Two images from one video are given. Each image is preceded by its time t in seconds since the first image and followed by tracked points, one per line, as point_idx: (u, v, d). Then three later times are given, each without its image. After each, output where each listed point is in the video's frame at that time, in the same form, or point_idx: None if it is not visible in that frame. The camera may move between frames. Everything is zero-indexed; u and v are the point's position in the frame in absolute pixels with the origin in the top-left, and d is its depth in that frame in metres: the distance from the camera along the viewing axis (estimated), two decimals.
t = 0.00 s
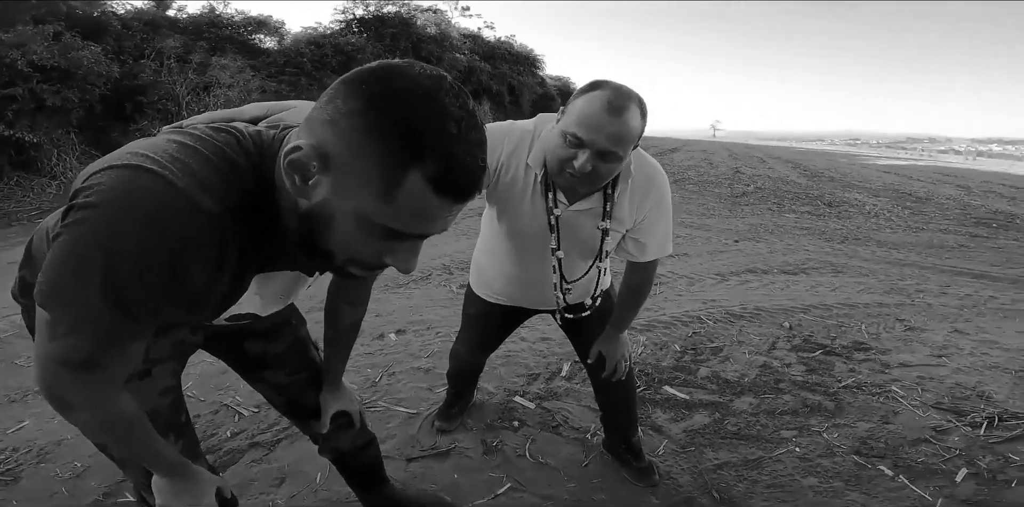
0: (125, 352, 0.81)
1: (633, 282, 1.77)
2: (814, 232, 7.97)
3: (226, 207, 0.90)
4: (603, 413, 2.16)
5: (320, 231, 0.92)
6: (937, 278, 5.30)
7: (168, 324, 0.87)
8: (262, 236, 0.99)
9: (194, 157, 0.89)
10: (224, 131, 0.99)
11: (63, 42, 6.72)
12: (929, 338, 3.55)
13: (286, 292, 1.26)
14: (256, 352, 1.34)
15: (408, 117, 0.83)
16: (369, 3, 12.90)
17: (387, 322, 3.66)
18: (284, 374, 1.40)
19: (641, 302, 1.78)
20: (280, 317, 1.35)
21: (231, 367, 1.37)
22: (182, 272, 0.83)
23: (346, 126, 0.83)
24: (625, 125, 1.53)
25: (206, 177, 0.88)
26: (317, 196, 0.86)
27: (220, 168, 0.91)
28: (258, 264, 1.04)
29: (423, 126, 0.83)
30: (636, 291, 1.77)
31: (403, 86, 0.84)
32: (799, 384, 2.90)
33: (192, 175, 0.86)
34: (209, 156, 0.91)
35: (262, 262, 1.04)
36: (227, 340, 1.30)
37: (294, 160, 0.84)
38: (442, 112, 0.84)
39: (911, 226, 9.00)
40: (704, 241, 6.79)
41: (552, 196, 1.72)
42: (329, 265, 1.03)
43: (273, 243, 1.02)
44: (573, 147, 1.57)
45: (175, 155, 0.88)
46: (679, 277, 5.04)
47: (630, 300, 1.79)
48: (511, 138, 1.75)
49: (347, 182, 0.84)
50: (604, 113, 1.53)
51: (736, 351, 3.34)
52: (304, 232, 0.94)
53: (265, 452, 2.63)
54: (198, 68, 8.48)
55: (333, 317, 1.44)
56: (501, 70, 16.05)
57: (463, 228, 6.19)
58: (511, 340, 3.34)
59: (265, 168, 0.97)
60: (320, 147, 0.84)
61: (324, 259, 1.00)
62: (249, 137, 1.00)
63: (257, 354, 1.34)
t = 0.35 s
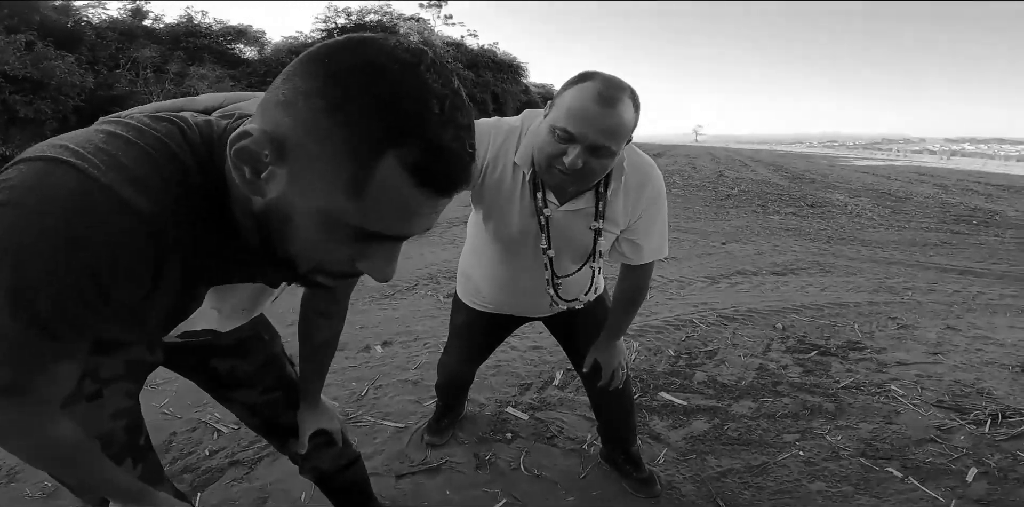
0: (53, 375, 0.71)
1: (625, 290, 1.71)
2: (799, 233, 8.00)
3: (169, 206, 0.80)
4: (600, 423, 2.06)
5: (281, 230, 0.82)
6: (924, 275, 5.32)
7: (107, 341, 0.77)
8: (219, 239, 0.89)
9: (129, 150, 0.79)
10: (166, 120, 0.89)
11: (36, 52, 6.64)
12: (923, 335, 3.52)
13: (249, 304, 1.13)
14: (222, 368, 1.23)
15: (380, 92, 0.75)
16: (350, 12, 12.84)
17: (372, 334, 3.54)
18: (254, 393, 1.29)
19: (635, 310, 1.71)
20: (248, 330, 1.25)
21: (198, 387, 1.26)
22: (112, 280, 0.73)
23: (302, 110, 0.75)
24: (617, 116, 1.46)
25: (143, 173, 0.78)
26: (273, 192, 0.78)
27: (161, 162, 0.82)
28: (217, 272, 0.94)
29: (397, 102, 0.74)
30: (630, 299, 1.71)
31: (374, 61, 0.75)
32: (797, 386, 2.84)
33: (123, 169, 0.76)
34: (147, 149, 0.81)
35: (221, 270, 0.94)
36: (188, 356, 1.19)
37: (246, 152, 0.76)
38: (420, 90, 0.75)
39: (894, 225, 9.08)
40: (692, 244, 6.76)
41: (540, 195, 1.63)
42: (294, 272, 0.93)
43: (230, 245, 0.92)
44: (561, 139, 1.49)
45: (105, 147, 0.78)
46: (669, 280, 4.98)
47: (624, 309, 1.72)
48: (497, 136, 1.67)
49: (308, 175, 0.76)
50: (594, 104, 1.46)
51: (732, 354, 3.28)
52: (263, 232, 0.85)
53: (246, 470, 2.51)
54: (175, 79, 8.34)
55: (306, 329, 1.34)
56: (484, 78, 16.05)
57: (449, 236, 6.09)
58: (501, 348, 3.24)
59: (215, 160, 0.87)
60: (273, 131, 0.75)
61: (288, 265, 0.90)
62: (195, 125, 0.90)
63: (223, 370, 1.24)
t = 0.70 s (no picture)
0: None
1: (624, 273, 1.68)
2: (791, 237, 8.01)
3: (128, 145, 0.76)
4: (591, 419, 2.01)
5: (256, 171, 0.78)
6: (915, 280, 5.32)
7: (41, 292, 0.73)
8: (186, 185, 0.85)
9: (92, 83, 0.75)
10: (137, 60, 0.84)
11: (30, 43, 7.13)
12: (914, 338, 3.50)
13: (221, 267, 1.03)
14: (191, 349, 1.16)
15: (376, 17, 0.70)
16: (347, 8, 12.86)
17: (359, 326, 3.46)
18: (226, 375, 1.22)
19: (633, 295, 1.68)
20: (221, 306, 1.18)
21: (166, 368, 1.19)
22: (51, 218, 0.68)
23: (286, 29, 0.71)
24: (620, 93, 1.42)
25: (103, 107, 0.74)
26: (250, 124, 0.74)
27: (125, 98, 0.77)
28: (184, 223, 0.89)
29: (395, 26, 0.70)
30: (628, 284, 1.68)
31: None
32: (790, 386, 2.80)
33: (80, 100, 0.72)
34: (109, 83, 0.77)
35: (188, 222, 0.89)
36: (155, 334, 1.12)
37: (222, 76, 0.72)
38: (420, 17, 0.70)
39: (884, 232, 9.12)
40: (684, 245, 6.74)
41: (537, 174, 1.58)
42: (269, 224, 0.88)
43: (200, 193, 0.87)
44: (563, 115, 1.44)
45: (64, 78, 0.74)
46: (661, 279, 4.95)
47: (622, 295, 1.69)
48: (495, 115, 1.61)
49: (287, 103, 0.72)
50: (598, 79, 1.42)
51: (724, 353, 3.24)
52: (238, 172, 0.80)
53: (220, 462, 2.45)
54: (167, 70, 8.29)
55: (284, 305, 1.28)
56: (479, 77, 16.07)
57: (440, 231, 6.03)
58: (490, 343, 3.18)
59: (188, 102, 0.82)
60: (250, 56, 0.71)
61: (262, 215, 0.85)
62: (172, 64, 0.85)
63: (194, 350, 1.17)
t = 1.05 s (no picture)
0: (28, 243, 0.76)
1: (627, 261, 1.72)
2: (785, 245, 8.09)
3: (184, 94, 0.86)
4: (585, 408, 2.05)
5: (302, 125, 0.86)
6: (905, 291, 5.39)
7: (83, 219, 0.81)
8: (231, 137, 0.95)
9: (160, 38, 0.86)
10: (202, 19, 0.96)
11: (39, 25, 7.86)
12: (901, 344, 3.56)
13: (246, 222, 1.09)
14: (198, 315, 1.19)
15: None
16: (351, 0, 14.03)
17: (355, 314, 3.49)
18: (230, 345, 1.25)
19: (631, 286, 1.72)
20: (231, 274, 1.21)
21: (171, 336, 1.22)
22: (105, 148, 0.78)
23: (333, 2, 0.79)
24: (635, 86, 1.48)
25: (167, 58, 0.85)
26: (297, 82, 0.83)
27: (189, 55, 0.88)
28: (223, 174, 0.99)
29: None
30: (627, 273, 1.71)
31: None
32: (779, 386, 2.86)
33: (148, 51, 0.83)
34: (176, 41, 0.88)
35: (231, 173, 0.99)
36: (165, 298, 1.14)
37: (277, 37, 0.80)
38: None
39: (876, 243, 9.22)
40: (679, 249, 6.80)
41: (548, 163, 1.65)
42: (310, 175, 0.95)
43: (242, 145, 0.97)
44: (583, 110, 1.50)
45: (138, 31, 0.85)
46: (656, 281, 5.00)
47: (620, 284, 1.73)
48: (511, 103, 1.67)
49: (328, 66, 0.80)
50: (615, 73, 1.47)
51: (715, 353, 3.29)
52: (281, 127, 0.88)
53: (209, 444, 2.46)
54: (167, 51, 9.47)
55: (293, 275, 1.31)
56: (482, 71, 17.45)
57: (438, 225, 6.07)
58: (485, 334, 3.22)
59: (242, 64, 0.93)
60: (315, 17, 0.79)
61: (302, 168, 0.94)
62: (230, 28, 0.96)
63: (201, 317, 1.19)
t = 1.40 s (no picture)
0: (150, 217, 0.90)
1: (625, 258, 1.86)
2: (782, 258, 8.25)
3: (287, 98, 0.99)
4: (576, 395, 2.21)
5: (373, 130, 1.00)
6: (894, 308, 5.55)
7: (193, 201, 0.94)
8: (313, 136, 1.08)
9: (272, 49, 1.00)
10: (301, 32, 1.09)
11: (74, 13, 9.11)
12: (882, 357, 3.73)
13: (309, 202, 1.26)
14: (242, 285, 1.34)
15: (475, 29, 0.95)
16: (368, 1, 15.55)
17: (361, 299, 3.67)
18: (263, 313, 1.40)
19: (623, 284, 1.86)
20: (271, 251, 1.37)
21: (210, 303, 1.36)
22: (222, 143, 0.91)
23: (408, 31, 0.95)
24: (640, 101, 1.63)
25: (277, 67, 0.98)
26: (369, 97, 0.98)
27: (293, 64, 1.01)
28: (296, 166, 1.11)
29: (488, 35, 0.95)
30: (621, 269, 1.84)
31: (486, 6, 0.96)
32: (760, 389, 3.02)
33: (264, 61, 0.97)
34: (291, 50, 1.02)
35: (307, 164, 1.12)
36: (215, 267, 1.29)
37: (361, 59, 0.95)
38: (512, 35, 0.98)
39: (873, 261, 9.36)
40: (678, 256, 6.97)
41: (558, 165, 1.81)
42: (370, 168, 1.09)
43: (320, 144, 1.10)
44: (593, 120, 1.65)
45: (256, 43, 0.98)
46: (652, 284, 5.17)
47: (613, 280, 1.88)
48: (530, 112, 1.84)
49: (398, 86, 0.96)
50: (623, 88, 1.61)
51: (703, 355, 3.45)
52: (356, 131, 1.03)
53: (218, 416, 2.63)
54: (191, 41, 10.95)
55: (325, 254, 1.48)
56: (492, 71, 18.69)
57: (443, 219, 6.26)
58: (485, 326, 3.39)
59: (330, 73, 1.05)
60: (395, 45, 0.95)
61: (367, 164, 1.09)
62: (323, 42, 1.09)
63: (244, 287, 1.34)
